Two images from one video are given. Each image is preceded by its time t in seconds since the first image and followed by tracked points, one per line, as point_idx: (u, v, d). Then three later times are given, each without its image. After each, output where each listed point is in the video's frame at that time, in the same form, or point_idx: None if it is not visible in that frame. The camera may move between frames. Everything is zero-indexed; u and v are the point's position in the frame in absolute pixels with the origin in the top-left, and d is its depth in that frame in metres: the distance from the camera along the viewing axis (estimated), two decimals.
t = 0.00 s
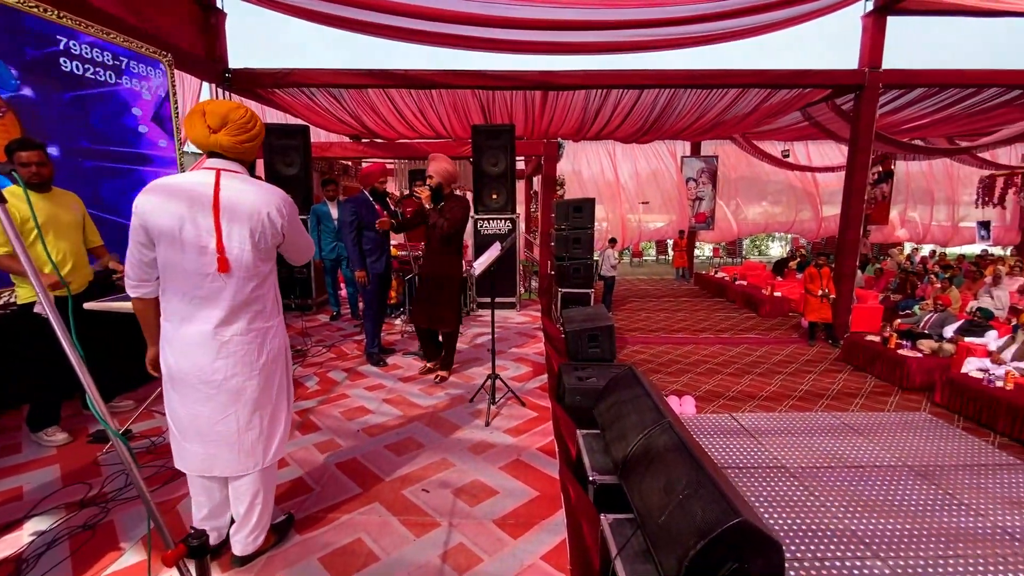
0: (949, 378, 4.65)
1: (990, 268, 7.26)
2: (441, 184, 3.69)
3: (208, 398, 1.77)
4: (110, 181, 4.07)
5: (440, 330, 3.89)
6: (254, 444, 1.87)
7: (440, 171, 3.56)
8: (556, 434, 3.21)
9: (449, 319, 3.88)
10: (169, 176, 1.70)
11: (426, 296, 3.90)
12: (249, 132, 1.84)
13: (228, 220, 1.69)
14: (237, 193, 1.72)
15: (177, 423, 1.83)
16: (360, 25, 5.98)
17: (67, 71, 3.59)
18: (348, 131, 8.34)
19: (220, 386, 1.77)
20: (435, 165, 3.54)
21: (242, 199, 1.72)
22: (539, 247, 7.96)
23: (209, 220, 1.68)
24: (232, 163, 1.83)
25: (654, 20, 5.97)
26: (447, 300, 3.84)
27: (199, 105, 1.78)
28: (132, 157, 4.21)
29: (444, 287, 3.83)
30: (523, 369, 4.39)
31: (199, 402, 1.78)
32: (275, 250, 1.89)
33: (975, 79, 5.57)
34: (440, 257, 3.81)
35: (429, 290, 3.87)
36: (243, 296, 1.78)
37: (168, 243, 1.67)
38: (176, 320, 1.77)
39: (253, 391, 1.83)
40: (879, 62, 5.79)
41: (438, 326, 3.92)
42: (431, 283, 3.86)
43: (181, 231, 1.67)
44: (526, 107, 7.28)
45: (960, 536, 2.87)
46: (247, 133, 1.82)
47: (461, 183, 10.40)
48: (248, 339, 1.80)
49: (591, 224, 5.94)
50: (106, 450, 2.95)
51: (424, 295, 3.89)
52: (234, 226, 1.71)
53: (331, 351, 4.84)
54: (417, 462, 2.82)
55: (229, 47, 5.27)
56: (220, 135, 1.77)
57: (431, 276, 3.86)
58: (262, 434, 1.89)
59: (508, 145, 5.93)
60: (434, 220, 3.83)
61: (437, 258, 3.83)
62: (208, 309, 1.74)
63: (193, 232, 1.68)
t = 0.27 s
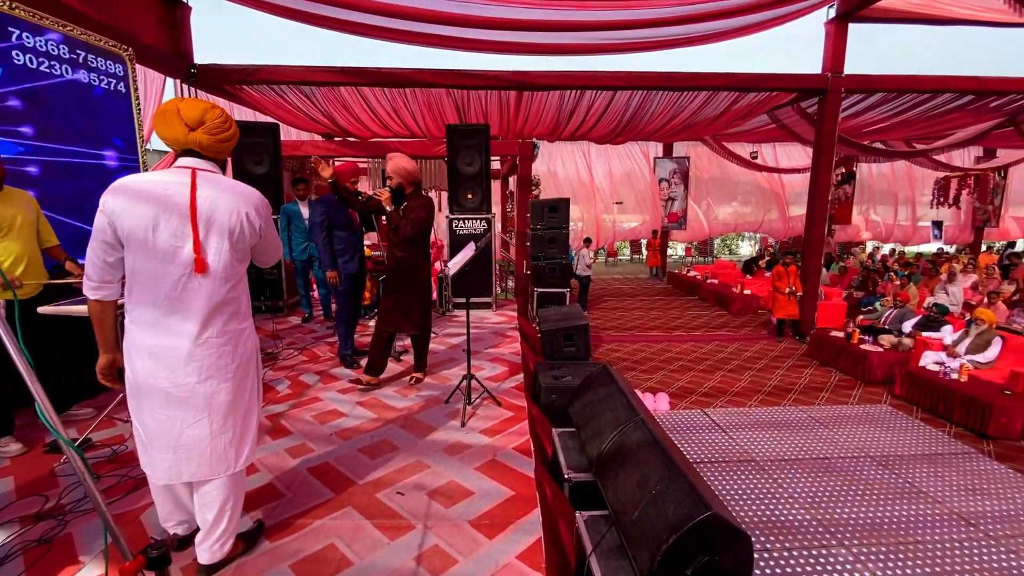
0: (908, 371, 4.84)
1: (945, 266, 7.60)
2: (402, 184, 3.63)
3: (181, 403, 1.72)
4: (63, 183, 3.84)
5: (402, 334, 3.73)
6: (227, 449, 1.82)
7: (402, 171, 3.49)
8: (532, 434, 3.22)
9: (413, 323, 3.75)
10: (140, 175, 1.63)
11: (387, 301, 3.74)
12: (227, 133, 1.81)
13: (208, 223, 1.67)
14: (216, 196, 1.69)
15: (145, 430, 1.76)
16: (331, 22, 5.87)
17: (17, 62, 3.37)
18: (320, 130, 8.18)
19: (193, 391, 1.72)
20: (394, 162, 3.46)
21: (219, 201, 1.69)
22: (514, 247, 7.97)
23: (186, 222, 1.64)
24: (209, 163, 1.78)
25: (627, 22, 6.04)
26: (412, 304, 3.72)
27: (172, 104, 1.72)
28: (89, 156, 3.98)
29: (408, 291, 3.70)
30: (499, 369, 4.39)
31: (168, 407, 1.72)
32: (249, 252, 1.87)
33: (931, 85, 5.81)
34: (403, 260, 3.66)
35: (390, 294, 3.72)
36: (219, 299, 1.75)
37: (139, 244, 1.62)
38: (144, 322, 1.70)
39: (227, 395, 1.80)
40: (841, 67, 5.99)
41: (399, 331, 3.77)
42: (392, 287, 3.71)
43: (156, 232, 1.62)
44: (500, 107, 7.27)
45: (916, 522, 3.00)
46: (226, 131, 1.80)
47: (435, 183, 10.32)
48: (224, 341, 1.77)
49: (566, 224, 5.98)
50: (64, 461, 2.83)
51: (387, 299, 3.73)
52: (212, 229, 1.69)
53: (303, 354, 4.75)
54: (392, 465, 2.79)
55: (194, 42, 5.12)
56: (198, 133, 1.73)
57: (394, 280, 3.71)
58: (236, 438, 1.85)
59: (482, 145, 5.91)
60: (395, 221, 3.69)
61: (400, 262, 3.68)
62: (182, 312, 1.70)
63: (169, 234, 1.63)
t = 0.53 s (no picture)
0: (867, 365, 5.04)
1: (901, 264, 7.94)
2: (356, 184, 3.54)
3: (141, 410, 1.66)
4: (20, 186, 3.59)
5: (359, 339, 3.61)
6: (189, 457, 1.76)
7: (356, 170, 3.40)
8: (506, 434, 3.23)
9: (370, 327, 3.64)
10: (94, 174, 1.55)
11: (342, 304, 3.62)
12: (186, 129, 1.74)
13: (166, 226, 1.61)
14: (173, 197, 1.62)
15: (101, 440, 1.69)
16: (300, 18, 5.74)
17: None
18: (289, 128, 8.00)
19: (154, 397, 1.67)
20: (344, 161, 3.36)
21: (178, 203, 1.63)
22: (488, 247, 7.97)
23: (144, 225, 1.58)
24: (167, 163, 1.71)
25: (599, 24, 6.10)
26: (369, 307, 3.61)
27: (129, 100, 1.67)
28: (43, 154, 3.73)
29: (364, 293, 3.59)
30: (474, 370, 4.39)
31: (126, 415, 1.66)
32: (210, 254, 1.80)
33: (888, 91, 6.06)
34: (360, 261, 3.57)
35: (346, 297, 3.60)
36: (180, 303, 1.69)
37: (95, 247, 1.55)
38: (98, 328, 1.63)
39: (190, 402, 1.74)
40: (804, 72, 6.20)
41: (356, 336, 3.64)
42: (348, 289, 3.59)
43: (110, 235, 1.56)
44: (474, 107, 7.24)
45: (875, 510, 3.13)
46: (184, 129, 1.73)
47: (408, 183, 10.23)
48: (186, 346, 1.72)
49: (539, 224, 6.00)
50: (15, 474, 2.69)
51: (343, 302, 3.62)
52: (170, 230, 1.62)
53: (272, 357, 4.64)
54: (364, 469, 2.76)
55: (154, 35, 4.93)
56: (154, 130, 1.67)
57: (349, 282, 3.59)
58: (199, 446, 1.80)
59: (455, 144, 5.89)
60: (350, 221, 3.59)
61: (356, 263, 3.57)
62: (140, 316, 1.63)
63: (126, 237, 1.57)
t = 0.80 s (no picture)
0: (829, 361, 5.23)
1: (861, 262, 8.27)
2: (304, 182, 3.33)
3: (84, 419, 1.62)
4: None
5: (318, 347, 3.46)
6: (140, 467, 1.70)
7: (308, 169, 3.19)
8: (480, 435, 3.22)
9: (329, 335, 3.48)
10: (20, 177, 1.52)
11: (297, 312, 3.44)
12: (120, 126, 1.66)
13: (90, 223, 1.53)
14: (101, 193, 1.54)
15: (50, 451, 1.66)
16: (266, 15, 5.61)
17: None
18: (256, 127, 7.79)
19: (94, 406, 1.62)
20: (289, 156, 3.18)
21: (106, 198, 1.54)
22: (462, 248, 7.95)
23: (68, 225, 1.52)
24: (100, 162, 1.64)
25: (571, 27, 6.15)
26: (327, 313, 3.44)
27: (60, 95, 1.60)
28: None
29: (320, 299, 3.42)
30: (447, 372, 4.36)
31: (71, 425, 1.63)
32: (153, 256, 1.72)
33: (846, 97, 6.30)
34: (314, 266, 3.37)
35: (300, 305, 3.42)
36: (116, 308, 1.62)
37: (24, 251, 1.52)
38: (38, 337, 1.62)
39: (136, 410, 1.68)
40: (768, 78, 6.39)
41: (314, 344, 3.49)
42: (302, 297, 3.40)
43: (36, 239, 1.51)
44: (446, 107, 7.20)
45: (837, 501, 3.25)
46: (117, 126, 1.65)
47: (380, 183, 10.11)
48: (127, 353, 1.65)
49: (513, 225, 6.01)
50: None
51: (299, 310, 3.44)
52: (97, 231, 1.54)
53: (239, 363, 4.52)
54: (334, 475, 2.71)
55: (111, 29, 4.74)
56: (81, 127, 1.60)
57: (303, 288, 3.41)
58: (152, 455, 1.73)
59: (427, 145, 5.85)
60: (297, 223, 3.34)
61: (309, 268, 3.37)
62: (75, 323, 1.59)
63: (53, 240, 1.52)
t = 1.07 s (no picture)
0: (794, 358, 5.40)
1: (822, 262, 8.58)
2: (257, 180, 3.23)
3: (4, 433, 1.59)
4: None
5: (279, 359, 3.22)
6: (68, 481, 1.65)
7: (271, 171, 3.08)
8: (454, 438, 3.22)
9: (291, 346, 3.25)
10: None
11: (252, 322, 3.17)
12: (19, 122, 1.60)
13: None
14: None
15: None
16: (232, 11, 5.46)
17: None
18: (222, 126, 7.57)
19: (10, 420, 1.58)
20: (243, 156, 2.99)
21: None
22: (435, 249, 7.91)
23: None
24: None
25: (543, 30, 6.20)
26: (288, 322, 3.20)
27: None
28: None
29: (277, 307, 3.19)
30: (420, 374, 4.33)
31: None
32: (64, 260, 1.65)
33: (808, 102, 6.52)
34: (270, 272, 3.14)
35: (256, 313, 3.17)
36: (24, 316, 1.57)
37: None
38: None
39: (58, 422, 1.63)
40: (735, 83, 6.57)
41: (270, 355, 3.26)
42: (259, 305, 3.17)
43: None
44: (419, 108, 7.14)
45: (801, 492, 3.36)
46: (14, 121, 1.58)
47: (351, 184, 9.96)
48: (41, 362, 1.60)
49: (487, 226, 6.01)
50: None
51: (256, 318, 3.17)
52: None
53: (204, 369, 4.38)
54: (305, 482, 2.67)
55: (65, 22, 4.53)
56: None
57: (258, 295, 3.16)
58: (80, 468, 1.68)
59: (399, 146, 5.79)
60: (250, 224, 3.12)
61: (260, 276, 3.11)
62: None
63: None
